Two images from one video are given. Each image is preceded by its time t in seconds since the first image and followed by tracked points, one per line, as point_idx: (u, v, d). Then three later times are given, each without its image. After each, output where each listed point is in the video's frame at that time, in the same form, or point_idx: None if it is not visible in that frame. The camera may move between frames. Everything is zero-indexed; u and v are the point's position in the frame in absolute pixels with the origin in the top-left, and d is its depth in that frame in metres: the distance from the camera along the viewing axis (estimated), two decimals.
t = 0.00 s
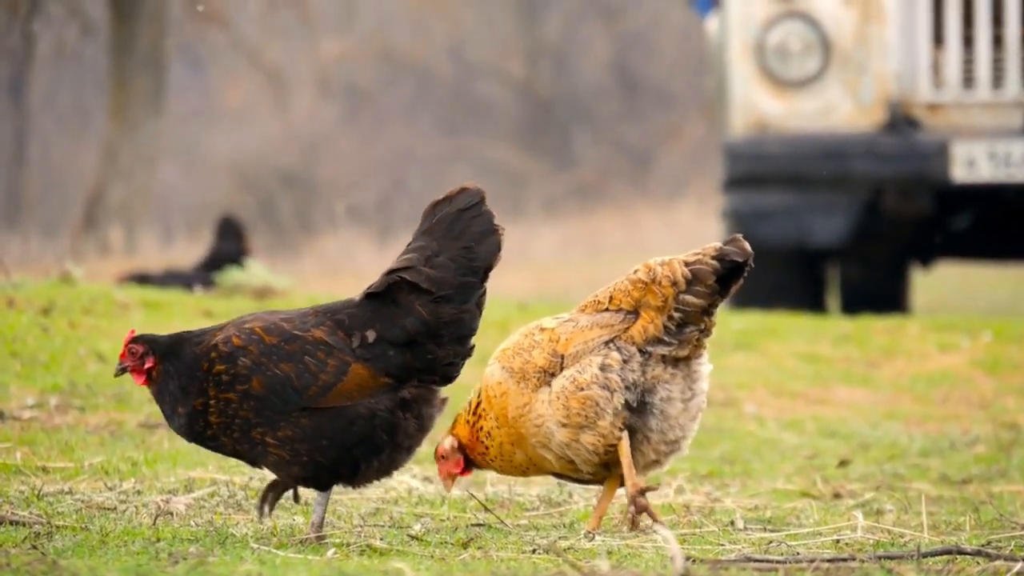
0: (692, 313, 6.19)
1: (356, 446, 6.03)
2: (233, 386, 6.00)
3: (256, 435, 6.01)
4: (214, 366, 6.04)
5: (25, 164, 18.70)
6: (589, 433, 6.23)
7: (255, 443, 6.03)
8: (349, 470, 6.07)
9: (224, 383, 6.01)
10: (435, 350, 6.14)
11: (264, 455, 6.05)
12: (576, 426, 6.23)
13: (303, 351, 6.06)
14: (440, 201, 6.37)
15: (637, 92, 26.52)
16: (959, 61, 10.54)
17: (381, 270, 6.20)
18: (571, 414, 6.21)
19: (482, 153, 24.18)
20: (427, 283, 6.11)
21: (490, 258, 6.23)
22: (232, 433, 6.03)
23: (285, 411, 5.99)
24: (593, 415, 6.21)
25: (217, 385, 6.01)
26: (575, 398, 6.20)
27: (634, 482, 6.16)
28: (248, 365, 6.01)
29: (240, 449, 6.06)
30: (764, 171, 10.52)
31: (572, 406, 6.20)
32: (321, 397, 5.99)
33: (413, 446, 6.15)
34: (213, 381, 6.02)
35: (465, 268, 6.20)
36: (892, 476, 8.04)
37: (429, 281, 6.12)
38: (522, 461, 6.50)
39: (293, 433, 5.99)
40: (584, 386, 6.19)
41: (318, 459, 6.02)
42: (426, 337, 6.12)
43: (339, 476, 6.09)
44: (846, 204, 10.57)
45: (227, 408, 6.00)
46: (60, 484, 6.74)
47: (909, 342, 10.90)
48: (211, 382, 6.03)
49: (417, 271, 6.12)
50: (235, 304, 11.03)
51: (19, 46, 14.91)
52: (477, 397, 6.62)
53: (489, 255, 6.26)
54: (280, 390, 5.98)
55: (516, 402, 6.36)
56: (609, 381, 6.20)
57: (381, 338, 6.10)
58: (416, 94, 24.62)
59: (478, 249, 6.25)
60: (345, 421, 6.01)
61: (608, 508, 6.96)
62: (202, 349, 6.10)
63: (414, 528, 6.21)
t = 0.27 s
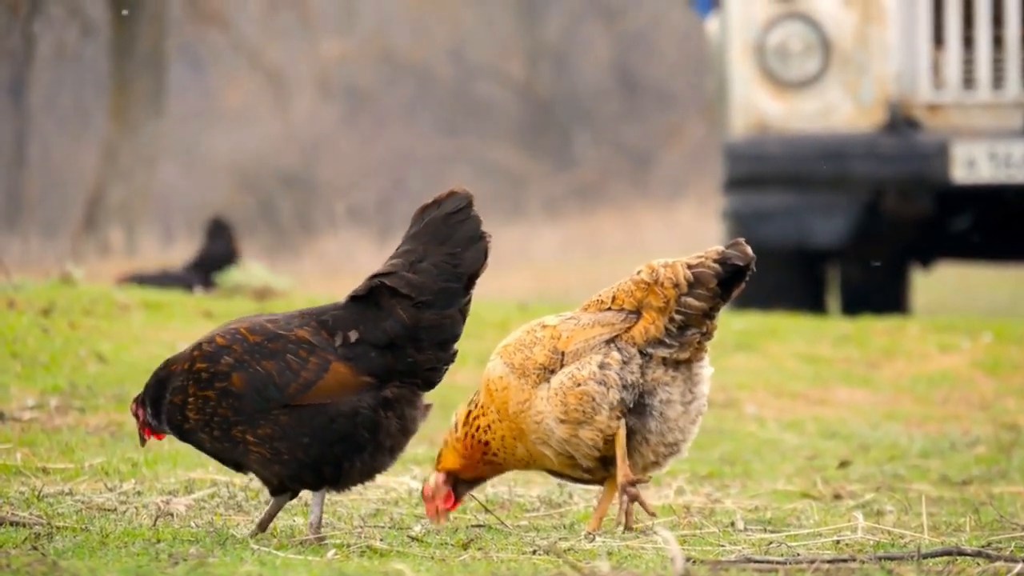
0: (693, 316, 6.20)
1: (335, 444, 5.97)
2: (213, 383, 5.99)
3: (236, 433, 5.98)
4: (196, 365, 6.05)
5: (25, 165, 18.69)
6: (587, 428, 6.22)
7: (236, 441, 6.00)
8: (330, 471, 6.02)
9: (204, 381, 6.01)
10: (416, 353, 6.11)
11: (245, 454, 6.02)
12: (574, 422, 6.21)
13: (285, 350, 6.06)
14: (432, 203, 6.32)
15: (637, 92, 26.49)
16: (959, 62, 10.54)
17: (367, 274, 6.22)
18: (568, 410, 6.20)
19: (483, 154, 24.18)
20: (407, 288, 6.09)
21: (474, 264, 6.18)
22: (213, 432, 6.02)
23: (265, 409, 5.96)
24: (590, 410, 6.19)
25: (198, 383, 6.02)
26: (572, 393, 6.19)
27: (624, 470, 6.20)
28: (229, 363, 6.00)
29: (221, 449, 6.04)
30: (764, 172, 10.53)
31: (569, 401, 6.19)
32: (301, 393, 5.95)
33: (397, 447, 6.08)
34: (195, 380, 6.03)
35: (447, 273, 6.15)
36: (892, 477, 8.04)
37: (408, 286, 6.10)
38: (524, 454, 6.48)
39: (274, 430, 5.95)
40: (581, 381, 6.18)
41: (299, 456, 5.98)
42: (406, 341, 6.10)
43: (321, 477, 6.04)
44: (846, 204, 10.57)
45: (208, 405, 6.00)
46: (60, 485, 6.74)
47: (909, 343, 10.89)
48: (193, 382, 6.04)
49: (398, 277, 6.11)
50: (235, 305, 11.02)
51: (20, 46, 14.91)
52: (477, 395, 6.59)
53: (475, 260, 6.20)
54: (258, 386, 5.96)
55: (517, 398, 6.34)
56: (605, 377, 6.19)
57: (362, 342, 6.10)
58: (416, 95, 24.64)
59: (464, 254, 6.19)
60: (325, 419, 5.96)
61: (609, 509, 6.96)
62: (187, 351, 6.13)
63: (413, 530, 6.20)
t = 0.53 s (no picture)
0: (697, 317, 6.21)
1: (299, 435, 5.92)
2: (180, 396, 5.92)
3: (210, 439, 5.92)
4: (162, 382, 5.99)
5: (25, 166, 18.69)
6: (592, 429, 6.22)
7: (212, 448, 5.93)
8: (302, 462, 5.95)
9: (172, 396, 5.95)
10: (368, 346, 6.06)
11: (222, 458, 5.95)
12: (580, 422, 6.21)
13: (243, 352, 5.99)
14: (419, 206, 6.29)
15: (637, 92, 26.48)
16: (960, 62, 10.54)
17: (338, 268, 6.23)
18: (575, 410, 6.20)
19: (484, 154, 24.20)
20: (359, 280, 6.07)
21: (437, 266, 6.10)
22: (191, 442, 5.95)
23: (231, 411, 5.89)
24: (597, 412, 6.20)
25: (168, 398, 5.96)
26: (578, 394, 6.19)
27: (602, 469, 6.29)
28: (191, 373, 5.94)
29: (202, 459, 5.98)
30: (765, 172, 10.52)
31: (575, 402, 6.19)
32: (261, 390, 5.89)
33: (363, 437, 6.06)
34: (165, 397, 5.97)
35: (411, 271, 6.09)
36: (892, 478, 8.04)
37: (365, 278, 6.07)
38: (525, 457, 6.46)
39: (243, 430, 5.88)
40: (587, 381, 6.19)
41: (270, 451, 5.92)
42: (360, 333, 6.05)
43: (295, 469, 5.97)
44: (846, 204, 10.58)
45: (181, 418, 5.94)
46: (60, 486, 6.74)
47: (910, 343, 10.90)
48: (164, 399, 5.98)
49: (354, 269, 6.10)
50: (236, 306, 11.02)
51: (20, 47, 14.90)
52: (474, 393, 6.57)
53: (439, 262, 6.12)
54: (220, 391, 5.88)
55: (518, 396, 6.32)
56: (610, 378, 6.21)
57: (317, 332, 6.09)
58: (416, 95, 24.69)
59: (431, 255, 6.12)
60: (289, 411, 5.89)
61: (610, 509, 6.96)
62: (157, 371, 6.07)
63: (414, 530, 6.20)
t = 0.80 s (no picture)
0: (701, 319, 6.11)
1: (264, 417, 5.82)
2: (165, 395, 5.94)
3: (196, 435, 5.91)
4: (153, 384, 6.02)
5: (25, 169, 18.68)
6: (591, 441, 6.15)
7: (200, 444, 5.93)
8: (271, 444, 5.86)
9: (160, 396, 5.97)
10: (334, 340, 5.95)
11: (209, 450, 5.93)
12: (580, 432, 6.15)
13: (218, 347, 5.98)
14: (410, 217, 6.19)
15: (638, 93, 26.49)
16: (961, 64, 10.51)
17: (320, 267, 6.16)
18: (577, 420, 6.12)
19: (485, 156, 24.30)
20: (329, 275, 5.98)
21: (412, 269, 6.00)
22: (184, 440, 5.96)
23: (207, 404, 5.86)
24: (599, 426, 6.12)
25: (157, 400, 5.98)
26: (583, 405, 6.10)
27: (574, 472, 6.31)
28: (174, 371, 5.94)
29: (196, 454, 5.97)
30: (765, 174, 10.53)
31: (579, 413, 6.11)
32: (230, 382, 5.85)
33: (337, 423, 5.98)
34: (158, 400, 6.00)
35: (386, 276, 5.97)
36: (893, 479, 8.04)
37: (336, 277, 5.97)
38: (523, 458, 6.45)
39: (220, 422, 5.85)
40: (594, 395, 6.09)
41: (241, 437, 5.85)
42: (324, 326, 5.93)
43: (266, 452, 5.88)
44: (847, 205, 10.59)
45: (171, 417, 5.95)
46: (61, 486, 6.75)
47: (910, 344, 10.90)
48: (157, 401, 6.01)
49: (328, 265, 6.02)
50: (235, 307, 11.02)
51: (21, 48, 14.90)
52: (475, 393, 6.55)
53: (412, 266, 6.00)
54: (196, 387, 5.86)
55: (518, 397, 6.27)
56: (615, 393, 6.11)
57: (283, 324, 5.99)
58: (417, 97, 24.75)
59: (409, 262, 6.01)
60: (257, 400, 5.82)
61: (611, 510, 6.96)
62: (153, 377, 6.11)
63: (414, 531, 6.19)
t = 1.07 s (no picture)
0: (703, 321, 6.09)
1: (253, 419, 5.82)
2: (160, 395, 5.92)
3: (189, 434, 5.89)
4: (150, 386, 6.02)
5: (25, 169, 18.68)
6: (585, 453, 6.17)
7: (193, 443, 5.90)
8: (257, 445, 5.84)
9: (156, 398, 5.95)
10: (324, 343, 5.99)
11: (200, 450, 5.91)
12: (576, 442, 6.16)
13: (213, 348, 6.01)
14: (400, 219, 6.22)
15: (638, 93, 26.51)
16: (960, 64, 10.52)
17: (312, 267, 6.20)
18: (576, 430, 6.13)
19: (486, 156, 24.36)
20: (319, 277, 6.03)
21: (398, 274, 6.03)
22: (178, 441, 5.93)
23: (199, 403, 5.85)
24: (596, 440, 6.13)
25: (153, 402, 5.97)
26: (583, 418, 6.11)
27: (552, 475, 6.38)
28: (170, 371, 5.95)
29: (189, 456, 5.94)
30: (766, 174, 10.51)
31: (578, 424, 6.12)
32: (223, 380, 5.85)
33: (329, 423, 5.99)
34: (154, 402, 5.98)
35: (371, 279, 6.00)
36: (894, 479, 8.05)
37: (323, 277, 6.03)
38: (510, 456, 6.47)
39: (211, 421, 5.83)
40: (594, 408, 6.09)
41: (229, 438, 5.82)
42: (313, 327, 5.98)
43: (254, 453, 5.85)
44: (848, 205, 10.59)
45: (166, 418, 5.92)
46: (61, 486, 6.75)
47: (910, 344, 10.91)
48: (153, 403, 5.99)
49: (319, 268, 6.06)
50: (235, 307, 11.02)
51: (21, 48, 14.92)
52: (470, 383, 6.54)
53: (400, 269, 6.04)
54: (189, 386, 5.86)
55: (514, 397, 6.27)
56: (615, 405, 6.09)
57: (275, 324, 6.04)
58: (417, 97, 24.78)
59: (396, 264, 6.03)
60: (248, 399, 5.82)
61: (612, 510, 6.96)
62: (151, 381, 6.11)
63: (415, 531, 6.20)
